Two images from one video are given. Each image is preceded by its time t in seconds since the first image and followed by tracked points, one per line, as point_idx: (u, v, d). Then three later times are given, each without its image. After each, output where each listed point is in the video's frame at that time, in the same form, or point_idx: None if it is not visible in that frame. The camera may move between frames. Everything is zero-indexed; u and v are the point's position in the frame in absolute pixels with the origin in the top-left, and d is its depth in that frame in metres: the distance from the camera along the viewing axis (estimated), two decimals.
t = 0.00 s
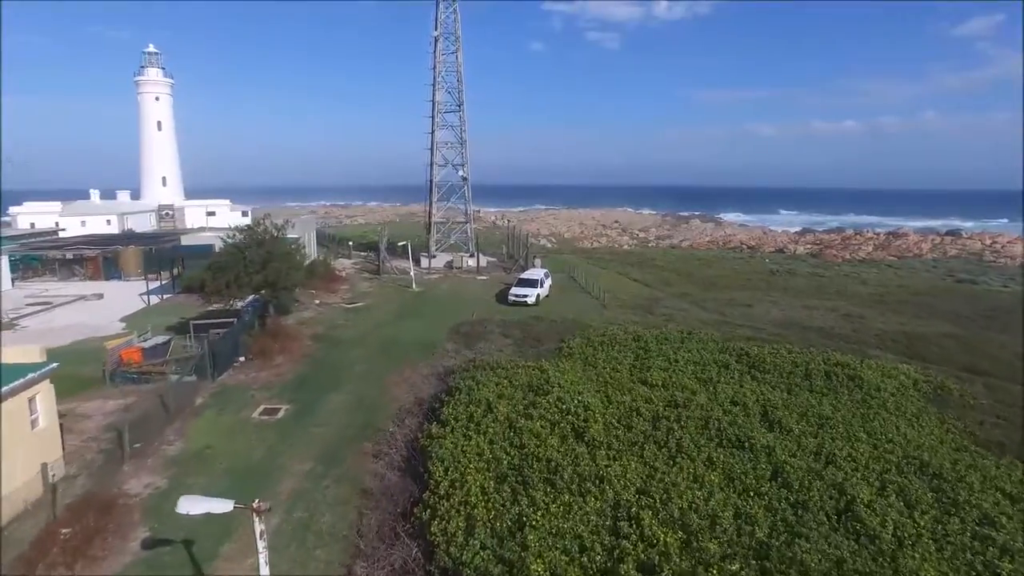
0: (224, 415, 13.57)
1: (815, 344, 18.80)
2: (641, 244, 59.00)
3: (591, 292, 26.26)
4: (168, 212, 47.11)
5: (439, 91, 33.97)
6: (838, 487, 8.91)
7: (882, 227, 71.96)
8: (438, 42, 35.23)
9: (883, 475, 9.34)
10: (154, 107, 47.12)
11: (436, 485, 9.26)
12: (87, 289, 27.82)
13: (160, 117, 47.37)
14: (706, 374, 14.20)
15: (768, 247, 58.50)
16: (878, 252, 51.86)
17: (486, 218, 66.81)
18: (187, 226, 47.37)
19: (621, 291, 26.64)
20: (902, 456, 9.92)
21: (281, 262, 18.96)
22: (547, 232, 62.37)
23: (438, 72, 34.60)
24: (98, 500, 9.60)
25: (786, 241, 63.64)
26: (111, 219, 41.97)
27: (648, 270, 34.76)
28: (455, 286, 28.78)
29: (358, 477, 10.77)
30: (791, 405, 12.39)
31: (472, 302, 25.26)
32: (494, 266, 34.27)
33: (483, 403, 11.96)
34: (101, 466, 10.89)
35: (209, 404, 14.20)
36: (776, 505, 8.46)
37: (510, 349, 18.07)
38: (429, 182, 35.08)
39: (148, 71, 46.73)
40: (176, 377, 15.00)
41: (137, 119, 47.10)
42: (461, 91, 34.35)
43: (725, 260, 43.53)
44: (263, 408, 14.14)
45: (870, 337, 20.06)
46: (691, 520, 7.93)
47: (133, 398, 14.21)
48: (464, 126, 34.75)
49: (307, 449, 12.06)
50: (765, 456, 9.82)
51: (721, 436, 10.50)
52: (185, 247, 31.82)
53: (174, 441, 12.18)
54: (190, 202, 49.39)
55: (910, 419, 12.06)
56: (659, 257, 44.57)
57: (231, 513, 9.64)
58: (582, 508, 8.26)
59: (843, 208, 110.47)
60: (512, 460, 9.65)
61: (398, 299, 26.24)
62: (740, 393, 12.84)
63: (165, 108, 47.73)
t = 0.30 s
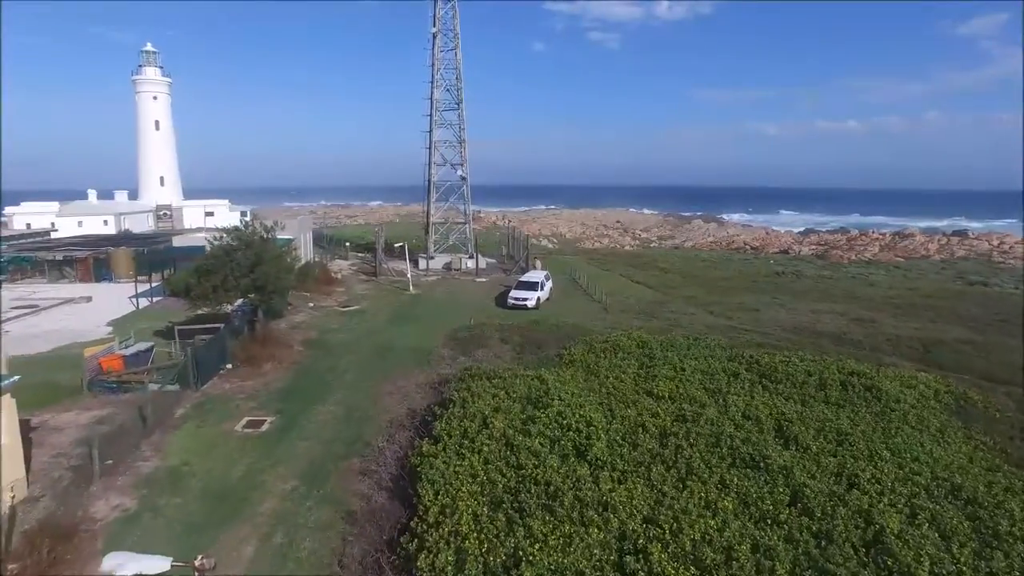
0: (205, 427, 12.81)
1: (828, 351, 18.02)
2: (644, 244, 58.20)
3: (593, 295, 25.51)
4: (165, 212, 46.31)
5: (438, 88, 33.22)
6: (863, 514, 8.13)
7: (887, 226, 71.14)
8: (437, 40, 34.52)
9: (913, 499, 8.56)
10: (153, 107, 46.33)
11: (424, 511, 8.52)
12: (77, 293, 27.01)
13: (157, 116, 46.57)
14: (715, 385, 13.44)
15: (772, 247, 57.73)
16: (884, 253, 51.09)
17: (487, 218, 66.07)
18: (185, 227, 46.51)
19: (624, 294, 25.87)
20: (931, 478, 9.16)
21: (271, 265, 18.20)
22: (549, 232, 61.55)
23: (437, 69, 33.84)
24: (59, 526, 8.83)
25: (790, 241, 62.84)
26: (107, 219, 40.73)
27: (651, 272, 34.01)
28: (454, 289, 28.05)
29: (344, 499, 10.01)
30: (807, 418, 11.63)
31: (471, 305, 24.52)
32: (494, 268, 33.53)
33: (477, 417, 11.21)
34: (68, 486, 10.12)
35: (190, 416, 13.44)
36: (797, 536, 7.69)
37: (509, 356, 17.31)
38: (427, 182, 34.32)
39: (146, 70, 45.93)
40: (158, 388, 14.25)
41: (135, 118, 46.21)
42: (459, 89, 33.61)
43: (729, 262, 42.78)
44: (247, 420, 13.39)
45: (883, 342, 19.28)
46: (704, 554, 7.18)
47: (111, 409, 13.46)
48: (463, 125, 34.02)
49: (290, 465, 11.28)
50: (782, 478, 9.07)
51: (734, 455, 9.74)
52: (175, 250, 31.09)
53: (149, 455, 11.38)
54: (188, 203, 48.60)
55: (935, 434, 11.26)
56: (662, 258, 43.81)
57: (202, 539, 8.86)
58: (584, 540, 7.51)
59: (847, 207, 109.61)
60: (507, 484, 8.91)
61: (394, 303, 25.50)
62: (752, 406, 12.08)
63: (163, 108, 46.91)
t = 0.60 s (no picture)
0: (185, 441, 12.08)
1: (841, 358, 17.25)
2: (646, 245, 57.34)
3: (595, 298, 24.75)
4: (163, 212, 45.02)
5: (437, 86, 32.47)
6: (897, 548, 7.37)
7: (892, 226, 70.35)
8: (435, 37, 33.78)
9: (950, 530, 7.79)
10: (151, 105, 45.45)
11: (413, 541, 7.81)
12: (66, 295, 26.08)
13: (156, 116, 45.66)
14: (725, 397, 12.68)
15: (776, 248, 57.02)
16: (890, 253, 50.37)
17: (488, 218, 65.33)
18: (183, 228, 45.49)
19: (627, 298, 25.10)
20: (967, 504, 8.39)
21: (259, 268, 17.41)
22: (551, 233, 60.79)
23: (436, 67, 33.13)
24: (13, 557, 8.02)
25: (794, 242, 62.12)
26: (104, 219, 40.28)
27: (654, 275, 33.24)
28: (452, 291, 27.34)
29: (327, 523, 9.27)
30: (826, 435, 10.85)
31: (469, 309, 23.77)
32: (494, 269, 32.79)
33: (473, 434, 10.46)
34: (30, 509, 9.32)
35: (170, 428, 12.70)
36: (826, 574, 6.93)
37: (507, 364, 16.56)
38: (425, 182, 33.58)
39: (143, 69, 45.10)
40: (137, 399, 13.51)
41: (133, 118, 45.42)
42: (458, 87, 32.87)
43: (733, 263, 42.05)
44: (229, 433, 12.66)
45: (898, 349, 18.52)
46: None
47: (87, 421, 12.72)
48: (462, 123, 33.28)
49: (271, 485, 10.51)
50: (804, 505, 8.32)
51: (749, 478, 9.00)
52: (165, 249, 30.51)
53: (123, 473, 10.65)
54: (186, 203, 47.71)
55: (966, 454, 10.44)
56: (665, 260, 43.06)
57: (171, 568, 8.09)
58: None
59: (850, 207, 108.79)
60: (504, 511, 8.19)
61: (390, 306, 24.77)
62: (767, 421, 11.32)
63: (161, 107, 46.02)
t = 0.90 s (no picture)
0: (161, 457, 11.25)
1: (857, 367, 16.40)
2: (648, 246, 56.55)
3: (598, 301, 23.99)
4: (161, 211, 44.20)
5: (435, 83, 31.69)
6: None
7: (896, 226, 69.57)
8: (434, 33, 33.01)
9: (996, 569, 7.01)
10: (148, 104, 44.61)
11: None
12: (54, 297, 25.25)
13: (154, 115, 44.80)
14: (738, 410, 11.88)
15: (780, 249, 56.24)
16: (897, 254, 49.61)
17: (488, 219, 64.60)
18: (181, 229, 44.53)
19: (631, 301, 24.33)
20: (1014, 539, 7.59)
21: (248, 272, 16.65)
22: (551, 233, 59.99)
23: (434, 64, 32.38)
24: None
25: (798, 242, 61.34)
26: (103, 219, 39.07)
27: (658, 277, 32.46)
28: (451, 294, 26.61)
29: (308, 553, 8.48)
30: (849, 454, 10.07)
31: (467, 313, 23.02)
32: (494, 271, 32.05)
33: (468, 453, 9.69)
34: None
35: (147, 442, 11.86)
36: None
37: (506, 374, 15.75)
38: (423, 182, 32.80)
39: (141, 68, 44.35)
40: (113, 410, 12.75)
41: (130, 117, 44.57)
42: (457, 84, 32.08)
43: (737, 264, 41.30)
44: (210, 449, 11.84)
45: (915, 356, 17.75)
46: None
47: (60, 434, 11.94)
48: (461, 122, 32.51)
49: (251, 507, 9.73)
50: (832, 538, 7.54)
51: (770, 507, 8.21)
52: (154, 250, 29.83)
53: (91, 493, 9.86)
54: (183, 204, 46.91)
55: (1004, 476, 9.63)
56: (668, 261, 42.30)
57: None
58: None
59: (852, 207, 108.03)
60: (502, 545, 7.43)
61: (386, 309, 24.03)
62: (785, 438, 10.53)
63: (159, 106, 45.17)
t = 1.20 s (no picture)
0: (133, 477, 10.42)
1: (876, 377, 15.56)
2: (651, 246, 55.78)
3: (601, 305, 23.17)
4: (159, 212, 43.57)
5: (434, 80, 30.88)
6: None
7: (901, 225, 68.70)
8: (433, 29, 32.19)
9: None
10: (146, 104, 43.83)
11: None
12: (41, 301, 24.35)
13: (151, 114, 44.03)
14: (755, 427, 11.05)
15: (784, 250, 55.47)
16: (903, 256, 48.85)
17: (489, 219, 63.74)
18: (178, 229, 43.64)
19: (635, 305, 23.51)
20: None
21: (235, 277, 15.85)
22: (553, 234, 59.20)
23: (432, 61, 31.55)
24: None
25: (802, 243, 60.54)
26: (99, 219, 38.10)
27: (662, 279, 31.67)
28: (449, 297, 25.82)
29: None
30: (879, 478, 9.22)
31: (466, 317, 22.23)
32: (494, 273, 31.26)
33: (463, 478, 8.86)
34: None
35: (120, 459, 11.04)
36: None
37: (506, 384, 14.93)
38: (421, 182, 31.97)
39: (139, 67, 43.58)
40: (87, 425, 11.94)
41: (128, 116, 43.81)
42: (457, 81, 31.27)
43: (742, 266, 40.52)
44: (187, 468, 11.03)
45: (934, 364, 16.94)
46: None
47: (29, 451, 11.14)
48: (460, 120, 31.69)
49: (228, 535, 8.95)
50: None
51: (798, 543, 7.37)
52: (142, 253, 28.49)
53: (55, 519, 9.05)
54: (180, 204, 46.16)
55: None
56: (672, 262, 41.52)
57: None
58: None
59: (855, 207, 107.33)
60: None
61: (382, 313, 23.24)
62: (807, 459, 9.70)
63: (157, 105, 44.40)
